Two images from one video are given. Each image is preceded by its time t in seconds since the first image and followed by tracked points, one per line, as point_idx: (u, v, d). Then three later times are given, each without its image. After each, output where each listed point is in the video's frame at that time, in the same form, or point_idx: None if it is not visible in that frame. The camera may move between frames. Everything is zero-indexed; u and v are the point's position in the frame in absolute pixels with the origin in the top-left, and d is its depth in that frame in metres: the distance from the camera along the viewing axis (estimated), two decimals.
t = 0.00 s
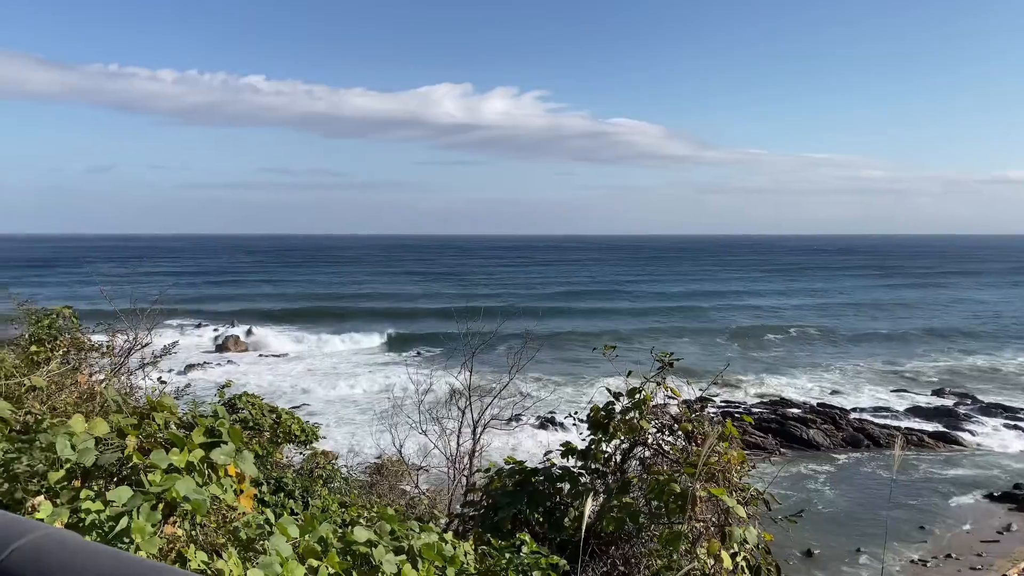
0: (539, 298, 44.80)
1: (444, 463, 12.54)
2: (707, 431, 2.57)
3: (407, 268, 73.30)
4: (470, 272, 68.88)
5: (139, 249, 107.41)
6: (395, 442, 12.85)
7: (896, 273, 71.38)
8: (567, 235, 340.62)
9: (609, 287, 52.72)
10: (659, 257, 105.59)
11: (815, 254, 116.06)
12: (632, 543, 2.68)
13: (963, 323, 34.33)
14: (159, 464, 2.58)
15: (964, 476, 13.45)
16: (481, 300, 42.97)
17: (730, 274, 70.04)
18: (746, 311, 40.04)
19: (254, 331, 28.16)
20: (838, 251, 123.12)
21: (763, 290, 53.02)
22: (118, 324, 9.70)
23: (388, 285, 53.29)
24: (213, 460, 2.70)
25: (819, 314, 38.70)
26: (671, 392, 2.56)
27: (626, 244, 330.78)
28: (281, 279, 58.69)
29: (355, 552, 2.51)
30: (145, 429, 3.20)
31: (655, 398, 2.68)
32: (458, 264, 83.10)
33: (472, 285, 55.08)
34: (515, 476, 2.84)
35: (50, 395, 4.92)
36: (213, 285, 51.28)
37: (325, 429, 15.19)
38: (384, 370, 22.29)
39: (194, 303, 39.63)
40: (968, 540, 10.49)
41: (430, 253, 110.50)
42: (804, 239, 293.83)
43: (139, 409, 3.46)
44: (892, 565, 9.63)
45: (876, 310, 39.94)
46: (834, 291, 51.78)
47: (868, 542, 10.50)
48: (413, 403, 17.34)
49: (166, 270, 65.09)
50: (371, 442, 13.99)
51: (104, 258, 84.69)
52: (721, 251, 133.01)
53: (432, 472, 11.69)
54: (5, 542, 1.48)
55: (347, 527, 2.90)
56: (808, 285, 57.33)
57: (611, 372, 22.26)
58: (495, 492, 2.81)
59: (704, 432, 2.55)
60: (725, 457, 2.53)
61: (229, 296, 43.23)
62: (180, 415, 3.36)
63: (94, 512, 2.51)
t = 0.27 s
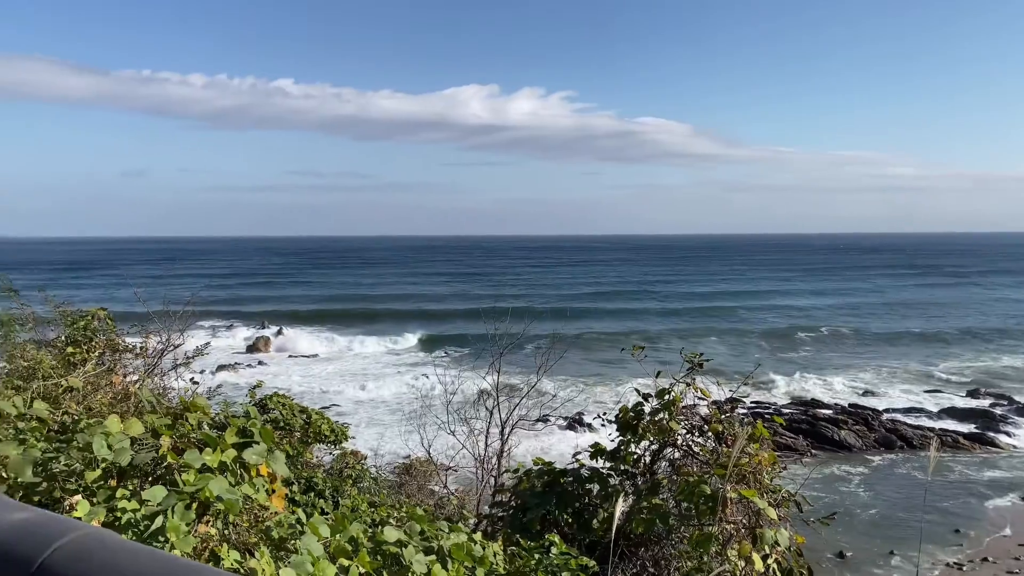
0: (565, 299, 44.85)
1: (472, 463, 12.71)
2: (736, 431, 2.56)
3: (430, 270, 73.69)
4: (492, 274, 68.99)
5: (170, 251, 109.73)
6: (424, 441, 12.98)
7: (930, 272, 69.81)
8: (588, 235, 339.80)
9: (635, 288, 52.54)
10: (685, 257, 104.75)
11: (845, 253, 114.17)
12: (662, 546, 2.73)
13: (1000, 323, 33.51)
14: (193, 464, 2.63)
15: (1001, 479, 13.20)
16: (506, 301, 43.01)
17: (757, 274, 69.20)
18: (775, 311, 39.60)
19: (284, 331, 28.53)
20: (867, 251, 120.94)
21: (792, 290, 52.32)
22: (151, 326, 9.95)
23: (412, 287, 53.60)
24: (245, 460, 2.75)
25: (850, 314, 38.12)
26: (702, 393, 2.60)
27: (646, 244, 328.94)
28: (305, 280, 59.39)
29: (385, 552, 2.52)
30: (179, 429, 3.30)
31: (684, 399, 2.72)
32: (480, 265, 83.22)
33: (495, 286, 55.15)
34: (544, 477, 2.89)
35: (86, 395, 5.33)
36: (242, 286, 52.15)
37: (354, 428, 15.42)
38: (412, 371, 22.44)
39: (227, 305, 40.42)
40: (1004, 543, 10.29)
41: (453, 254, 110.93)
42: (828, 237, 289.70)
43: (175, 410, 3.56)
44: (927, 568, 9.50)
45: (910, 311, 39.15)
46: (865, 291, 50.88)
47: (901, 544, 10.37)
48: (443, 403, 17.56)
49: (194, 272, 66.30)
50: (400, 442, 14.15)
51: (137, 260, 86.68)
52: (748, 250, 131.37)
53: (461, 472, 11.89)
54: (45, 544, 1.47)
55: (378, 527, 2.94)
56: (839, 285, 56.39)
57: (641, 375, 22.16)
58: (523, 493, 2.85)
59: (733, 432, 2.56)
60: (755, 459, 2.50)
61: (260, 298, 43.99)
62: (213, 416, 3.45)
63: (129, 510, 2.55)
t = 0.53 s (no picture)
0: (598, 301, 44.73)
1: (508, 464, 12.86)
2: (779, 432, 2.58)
3: (458, 272, 73.98)
4: (520, 275, 69.05)
5: (208, 255, 112.42)
6: (462, 442, 13.18)
7: (975, 272, 67.53)
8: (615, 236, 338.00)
9: (667, 290, 52.14)
10: (720, 258, 103.30)
11: (886, 253, 111.26)
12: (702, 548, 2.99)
13: None
14: (236, 464, 2.68)
15: None
16: (537, 304, 43.09)
17: (792, 275, 67.95)
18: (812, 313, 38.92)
19: (321, 334, 28.94)
20: (908, 250, 117.64)
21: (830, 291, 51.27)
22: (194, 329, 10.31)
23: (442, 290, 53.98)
24: (287, 460, 2.83)
25: (892, 316, 37.23)
26: (742, 393, 2.94)
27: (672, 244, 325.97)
28: (337, 282, 60.30)
29: (424, 552, 2.54)
30: (222, 430, 3.41)
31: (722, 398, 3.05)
32: (509, 267, 83.32)
33: (524, 288, 55.24)
34: (582, 478, 3.31)
35: (130, 396, 5.72)
36: (276, 289, 53.06)
37: (391, 430, 15.66)
38: (447, 373, 22.66)
39: (266, 307, 41.29)
40: None
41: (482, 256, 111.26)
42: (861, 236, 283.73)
43: (218, 413, 3.71)
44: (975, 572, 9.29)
45: (956, 312, 38.04)
46: (907, 292, 49.58)
47: (946, 548, 10.16)
48: (479, 405, 17.76)
49: (229, 275, 67.66)
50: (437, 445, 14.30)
51: (176, 264, 88.88)
52: (783, 250, 128.84)
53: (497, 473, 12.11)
54: (104, 542, 1.51)
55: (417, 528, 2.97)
56: (879, 285, 55.01)
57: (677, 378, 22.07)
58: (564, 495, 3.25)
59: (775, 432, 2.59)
60: (796, 461, 2.51)
61: (298, 301, 44.80)
62: (254, 416, 3.57)
63: (177, 510, 2.61)
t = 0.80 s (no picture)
0: (640, 304, 44.33)
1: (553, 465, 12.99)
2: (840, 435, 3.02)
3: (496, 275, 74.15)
4: (557, 277, 68.82)
5: (252, 259, 115.22)
6: (506, 445, 13.30)
7: None
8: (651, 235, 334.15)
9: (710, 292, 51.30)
10: (765, 258, 100.83)
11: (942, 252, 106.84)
12: (749, 552, 3.58)
13: None
14: (288, 466, 2.75)
15: None
16: (576, 307, 42.92)
17: (839, 275, 65.96)
18: (863, 315, 37.79)
19: (366, 337, 29.37)
20: (966, 249, 112.83)
21: (881, 292, 49.63)
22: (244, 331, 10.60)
23: (481, 292, 54.21)
24: (338, 463, 2.89)
25: (948, 317, 35.86)
26: (792, 397, 3.51)
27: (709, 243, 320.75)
28: (376, 285, 61.12)
29: (473, 556, 2.57)
30: (272, 432, 3.51)
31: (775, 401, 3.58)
32: (546, 269, 83.11)
33: (561, 291, 55.07)
34: (628, 483, 3.83)
35: (184, 399, 5.96)
36: (319, 292, 54.08)
37: (436, 431, 15.94)
38: (489, 376, 22.78)
39: (312, 310, 42.18)
40: None
41: (519, 258, 111.20)
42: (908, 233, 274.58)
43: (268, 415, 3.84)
44: None
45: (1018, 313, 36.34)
46: (964, 292, 47.58)
47: (1004, 557, 9.84)
48: (524, 408, 17.93)
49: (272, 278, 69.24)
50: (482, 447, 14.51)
51: (223, 268, 91.33)
52: (831, 250, 124.97)
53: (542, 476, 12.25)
54: (172, 548, 1.56)
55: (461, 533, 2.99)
56: (934, 285, 52.94)
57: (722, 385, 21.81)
58: (613, 499, 3.73)
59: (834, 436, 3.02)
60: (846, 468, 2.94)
61: (341, 303, 45.63)
62: (304, 418, 3.76)
63: (229, 512, 2.63)
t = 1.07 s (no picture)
0: (681, 305, 43.84)
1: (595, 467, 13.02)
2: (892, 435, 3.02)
3: (534, 275, 74.17)
4: (596, 277, 68.51)
5: (297, 260, 117.97)
6: (548, 446, 13.33)
7: None
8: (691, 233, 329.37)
9: (752, 292, 50.37)
10: (811, 258, 98.35)
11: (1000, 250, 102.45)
12: (796, 558, 3.55)
13: None
14: (336, 465, 2.84)
15: None
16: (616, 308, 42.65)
17: (888, 275, 63.93)
18: (914, 316, 36.62)
19: (408, 337, 29.67)
20: None
21: (934, 292, 47.92)
22: (290, 331, 10.89)
23: (519, 293, 54.33)
24: (384, 462, 3.01)
25: (1006, 318, 34.42)
26: (839, 399, 3.52)
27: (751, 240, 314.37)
28: (415, 286, 61.84)
29: (517, 556, 2.62)
30: (319, 432, 3.62)
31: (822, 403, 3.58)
32: (584, 269, 82.72)
33: (600, 291, 54.81)
34: (674, 485, 3.86)
35: (233, 397, 6.16)
36: (360, 293, 55.00)
37: (478, 432, 16.14)
38: (530, 377, 22.85)
39: (354, 310, 42.92)
40: None
41: (558, 258, 110.93)
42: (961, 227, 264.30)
43: (317, 415, 3.98)
44: None
45: None
46: None
47: None
48: (566, 409, 17.95)
49: (314, 280, 70.67)
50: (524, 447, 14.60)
51: (267, 269, 93.50)
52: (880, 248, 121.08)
53: (584, 477, 12.32)
54: (232, 546, 1.62)
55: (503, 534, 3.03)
56: (991, 285, 50.86)
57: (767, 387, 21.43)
58: (657, 501, 3.77)
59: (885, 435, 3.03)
60: (899, 470, 2.92)
61: (383, 304, 46.31)
62: (350, 418, 3.90)
63: (278, 510, 2.70)
